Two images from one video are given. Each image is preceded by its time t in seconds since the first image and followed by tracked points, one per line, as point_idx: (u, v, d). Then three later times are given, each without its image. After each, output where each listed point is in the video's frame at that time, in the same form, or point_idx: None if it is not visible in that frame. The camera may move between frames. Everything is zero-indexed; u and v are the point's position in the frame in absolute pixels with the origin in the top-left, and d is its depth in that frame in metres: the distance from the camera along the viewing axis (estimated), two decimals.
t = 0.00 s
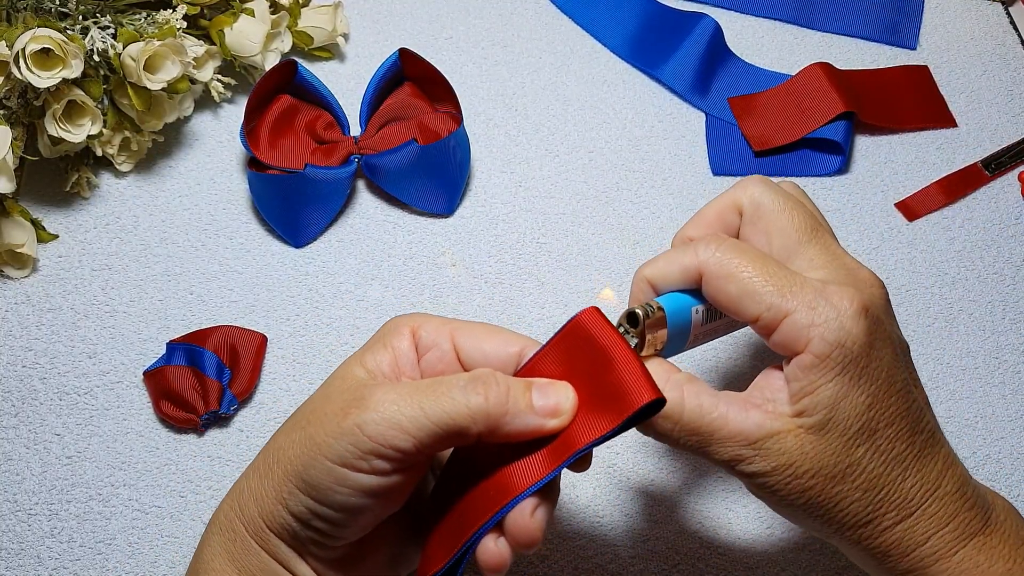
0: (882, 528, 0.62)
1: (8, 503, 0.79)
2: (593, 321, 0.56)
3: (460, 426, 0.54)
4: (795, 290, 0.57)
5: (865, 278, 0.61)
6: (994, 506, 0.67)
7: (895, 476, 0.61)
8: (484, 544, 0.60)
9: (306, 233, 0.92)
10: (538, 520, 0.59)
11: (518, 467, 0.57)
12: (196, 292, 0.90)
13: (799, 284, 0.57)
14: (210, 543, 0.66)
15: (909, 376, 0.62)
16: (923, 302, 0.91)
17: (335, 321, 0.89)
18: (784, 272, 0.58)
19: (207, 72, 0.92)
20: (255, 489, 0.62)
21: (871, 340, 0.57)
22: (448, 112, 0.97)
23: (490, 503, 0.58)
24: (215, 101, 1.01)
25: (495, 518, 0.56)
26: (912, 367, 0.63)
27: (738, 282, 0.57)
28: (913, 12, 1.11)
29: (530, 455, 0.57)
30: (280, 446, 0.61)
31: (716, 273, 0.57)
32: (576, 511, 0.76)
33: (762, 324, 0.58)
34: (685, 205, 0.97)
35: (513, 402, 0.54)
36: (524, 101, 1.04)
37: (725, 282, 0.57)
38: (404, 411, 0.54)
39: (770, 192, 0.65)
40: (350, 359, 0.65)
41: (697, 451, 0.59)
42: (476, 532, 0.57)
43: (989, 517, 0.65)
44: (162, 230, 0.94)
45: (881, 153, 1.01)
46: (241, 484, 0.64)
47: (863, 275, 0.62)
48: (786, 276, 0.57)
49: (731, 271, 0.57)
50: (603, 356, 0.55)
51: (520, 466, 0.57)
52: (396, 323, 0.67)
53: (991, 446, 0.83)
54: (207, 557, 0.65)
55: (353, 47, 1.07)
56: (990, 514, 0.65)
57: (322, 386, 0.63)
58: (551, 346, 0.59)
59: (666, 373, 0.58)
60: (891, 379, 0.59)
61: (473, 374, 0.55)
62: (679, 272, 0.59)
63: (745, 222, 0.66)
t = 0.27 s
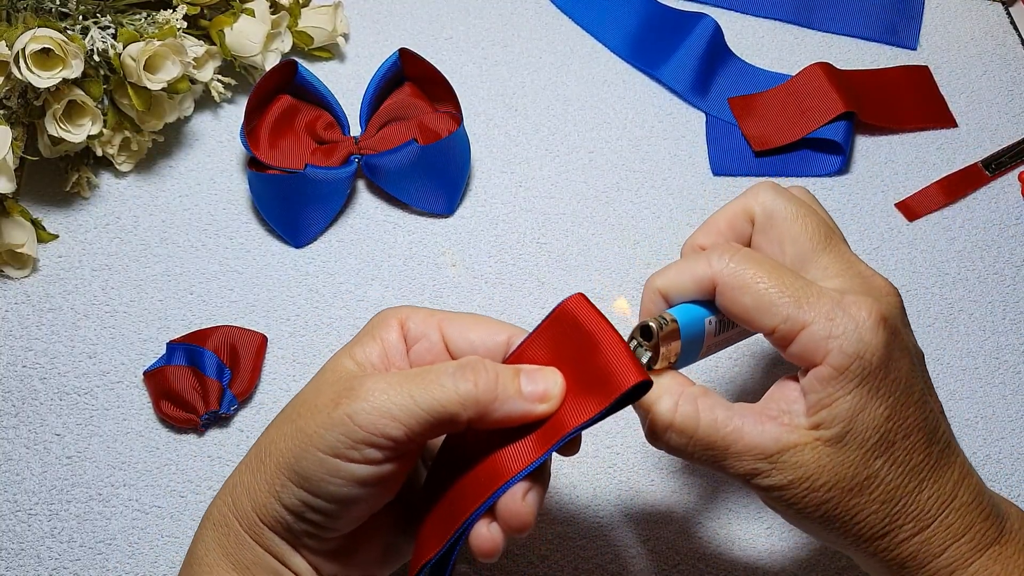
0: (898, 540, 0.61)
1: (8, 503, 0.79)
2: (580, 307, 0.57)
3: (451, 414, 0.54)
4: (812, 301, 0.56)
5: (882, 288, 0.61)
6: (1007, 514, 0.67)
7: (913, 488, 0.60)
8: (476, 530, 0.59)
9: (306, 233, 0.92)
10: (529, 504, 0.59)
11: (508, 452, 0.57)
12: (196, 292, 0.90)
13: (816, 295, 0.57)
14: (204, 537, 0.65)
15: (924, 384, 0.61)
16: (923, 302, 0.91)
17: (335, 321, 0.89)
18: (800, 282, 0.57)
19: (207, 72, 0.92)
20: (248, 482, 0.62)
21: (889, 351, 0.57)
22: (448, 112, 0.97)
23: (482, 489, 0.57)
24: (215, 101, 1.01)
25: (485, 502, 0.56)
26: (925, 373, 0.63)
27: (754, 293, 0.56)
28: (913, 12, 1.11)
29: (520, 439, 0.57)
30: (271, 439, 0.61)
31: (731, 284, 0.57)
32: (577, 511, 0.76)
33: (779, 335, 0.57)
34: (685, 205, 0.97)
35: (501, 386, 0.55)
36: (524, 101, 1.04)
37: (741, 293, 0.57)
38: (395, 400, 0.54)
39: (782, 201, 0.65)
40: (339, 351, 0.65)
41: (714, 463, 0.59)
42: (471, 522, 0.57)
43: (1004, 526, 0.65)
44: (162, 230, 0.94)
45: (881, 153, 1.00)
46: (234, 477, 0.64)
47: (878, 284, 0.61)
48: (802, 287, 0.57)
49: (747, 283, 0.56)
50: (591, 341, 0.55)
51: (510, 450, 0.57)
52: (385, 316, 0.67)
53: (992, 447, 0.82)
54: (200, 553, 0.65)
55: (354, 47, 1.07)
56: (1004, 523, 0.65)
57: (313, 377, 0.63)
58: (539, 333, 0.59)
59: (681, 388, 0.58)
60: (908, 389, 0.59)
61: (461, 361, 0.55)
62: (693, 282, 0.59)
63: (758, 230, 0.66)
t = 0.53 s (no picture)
0: (911, 550, 0.61)
1: (8, 503, 0.79)
2: (564, 293, 0.57)
3: (439, 401, 0.55)
4: (822, 312, 0.56)
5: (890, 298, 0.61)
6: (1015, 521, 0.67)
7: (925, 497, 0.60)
8: (469, 515, 0.59)
9: (305, 233, 0.92)
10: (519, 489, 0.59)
11: (497, 438, 0.58)
12: (196, 292, 0.90)
13: (826, 305, 0.56)
14: (199, 536, 0.65)
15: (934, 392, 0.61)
16: (923, 302, 0.91)
17: (335, 321, 0.89)
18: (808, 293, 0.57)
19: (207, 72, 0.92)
20: (242, 479, 0.62)
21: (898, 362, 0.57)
22: (448, 112, 0.97)
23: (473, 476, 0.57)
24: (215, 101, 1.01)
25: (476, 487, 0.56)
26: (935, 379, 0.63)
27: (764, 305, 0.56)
28: (913, 12, 1.11)
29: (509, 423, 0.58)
30: (264, 435, 0.61)
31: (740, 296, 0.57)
32: (577, 512, 0.76)
33: (789, 347, 0.57)
34: (685, 205, 0.97)
35: (489, 373, 0.55)
36: (524, 101, 1.04)
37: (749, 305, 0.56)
38: (383, 390, 0.54)
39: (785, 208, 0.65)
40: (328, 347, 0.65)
41: (725, 478, 0.59)
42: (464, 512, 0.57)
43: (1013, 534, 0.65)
44: (162, 230, 0.94)
45: (881, 153, 1.00)
46: (229, 475, 0.65)
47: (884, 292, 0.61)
48: (812, 298, 0.57)
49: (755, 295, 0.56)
50: (576, 326, 0.56)
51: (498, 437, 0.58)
52: (371, 310, 0.66)
53: (992, 446, 0.83)
54: (195, 551, 0.65)
55: (354, 47, 1.07)
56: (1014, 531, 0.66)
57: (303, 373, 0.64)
58: (524, 319, 0.60)
59: (689, 402, 0.58)
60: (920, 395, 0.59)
61: (448, 349, 0.55)
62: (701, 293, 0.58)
63: (763, 238, 0.66)
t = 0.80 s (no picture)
0: (905, 541, 0.62)
1: (8, 503, 0.79)
2: (578, 307, 0.57)
3: (448, 412, 0.55)
4: (817, 302, 0.56)
5: (886, 289, 0.61)
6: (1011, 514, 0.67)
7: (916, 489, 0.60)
8: (475, 528, 0.60)
9: (306, 233, 0.92)
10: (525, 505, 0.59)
11: (505, 451, 0.58)
12: (196, 292, 0.90)
13: (820, 296, 0.57)
14: (203, 538, 0.65)
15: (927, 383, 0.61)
16: (923, 302, 0.91)
17: (335, 321, 0.89)
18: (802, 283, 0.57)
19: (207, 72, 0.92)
20: (248, 482, 0.62)
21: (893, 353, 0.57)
22: (448, 112, 0.97)
23: (479, 488, 0.57)
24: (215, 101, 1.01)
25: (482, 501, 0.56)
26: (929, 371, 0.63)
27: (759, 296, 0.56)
28: (913, 12, 1.11)
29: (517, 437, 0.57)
30: (272, 439, 0.61)
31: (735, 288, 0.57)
32: (577, 512, 0.76)
33: (784, 337, 0.57)
34: (685, 205, 0.97)
35: (500, 385, 0.55)
36: (524, 101, 1.04)
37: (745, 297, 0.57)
38: (393, 399, 0.54)
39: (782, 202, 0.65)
40: (339, 354, 0.65)
41: (719, 468, 0.59)
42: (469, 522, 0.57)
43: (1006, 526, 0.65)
44: (162, 230, 0.94)
45: (881, 153, 1.00)
46: (235, 477, 0.65)
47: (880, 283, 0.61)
48: (806, 288, 0.57)
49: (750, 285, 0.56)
50: (589, 341, 0.55)
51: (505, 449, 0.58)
52: (383, 317, 0.67)
53: (992, 446, 0.83)
54: (200, 553, 0.65)
55: (354, 47, 1.07)
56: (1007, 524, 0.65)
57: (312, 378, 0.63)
58: (538, 332, 0.59)
59: (683, 392, 0.58)
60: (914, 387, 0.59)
61: (460, 361, 0.55)
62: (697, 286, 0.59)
63: (760, 231, 0.66)
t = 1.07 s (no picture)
0: (872, 523, 0.62)
1: (8, 503, 0.79)
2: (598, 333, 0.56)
3: (461, 434, 0.54)
4: (788, 287, 0.57)
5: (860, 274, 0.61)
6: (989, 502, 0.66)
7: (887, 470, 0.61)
8: (481, 553, 0.60)
9: (306, 233, 0.92)
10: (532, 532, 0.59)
11: (517, 478, 0.58)
12: (196, 292, 0.90)
13: (792, 281, 0.57)
14: (209, 541, 0.65)
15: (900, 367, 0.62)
16: (923, 302, 0.91)
17: (335, 321, 0.89)
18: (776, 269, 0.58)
19: (207, 72, 0.92)
20: (256, 489, 0.62)
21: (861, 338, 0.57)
22: (448, 112, 0.97)
23: (487, 513, 0.58)
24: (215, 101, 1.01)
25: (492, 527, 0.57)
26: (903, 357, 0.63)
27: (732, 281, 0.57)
28: (913, 12, 1.11)
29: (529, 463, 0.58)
30: (281, 448, 0.61)
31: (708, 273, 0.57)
32: (577, 512, 0.76)
33: (756, 321, 0.58)
34: (685, 205, 0.97)
35: (515, 408, 0.55)
36: (524, 101, 1.04)
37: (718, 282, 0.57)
38: (406, 418, 0.54)
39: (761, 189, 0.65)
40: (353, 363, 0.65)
41: (690, 447, 0.60)
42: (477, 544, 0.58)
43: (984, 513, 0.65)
44: (162, 230, 0.94)
45: (881, 153, 1.00)
46: (243, 483, 0.64)
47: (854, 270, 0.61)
48: (778, 273, 0.57)
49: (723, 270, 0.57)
50: (607, 367, 0.55)
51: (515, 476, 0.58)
52: (402, 328, 0.67)
53: (992, 447, 0.82)
54: (208, 556, 0.65)
55: (354, 47, 1.07)
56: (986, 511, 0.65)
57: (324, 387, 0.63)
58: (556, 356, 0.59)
59: (659, 372, 0.58)
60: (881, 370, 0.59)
61: (475, 382, 0.55)
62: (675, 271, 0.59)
63: (738, 218, 0.66)
